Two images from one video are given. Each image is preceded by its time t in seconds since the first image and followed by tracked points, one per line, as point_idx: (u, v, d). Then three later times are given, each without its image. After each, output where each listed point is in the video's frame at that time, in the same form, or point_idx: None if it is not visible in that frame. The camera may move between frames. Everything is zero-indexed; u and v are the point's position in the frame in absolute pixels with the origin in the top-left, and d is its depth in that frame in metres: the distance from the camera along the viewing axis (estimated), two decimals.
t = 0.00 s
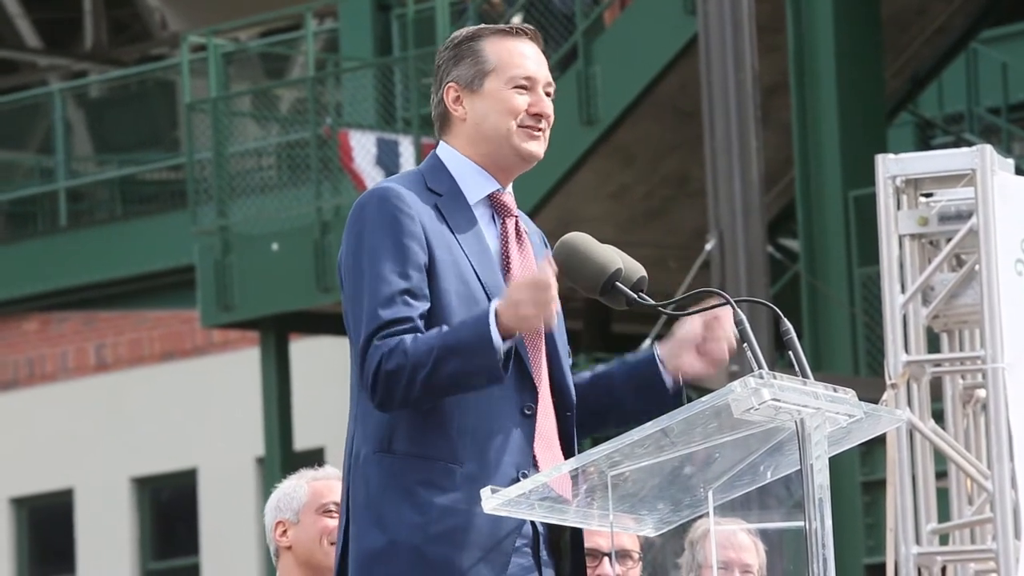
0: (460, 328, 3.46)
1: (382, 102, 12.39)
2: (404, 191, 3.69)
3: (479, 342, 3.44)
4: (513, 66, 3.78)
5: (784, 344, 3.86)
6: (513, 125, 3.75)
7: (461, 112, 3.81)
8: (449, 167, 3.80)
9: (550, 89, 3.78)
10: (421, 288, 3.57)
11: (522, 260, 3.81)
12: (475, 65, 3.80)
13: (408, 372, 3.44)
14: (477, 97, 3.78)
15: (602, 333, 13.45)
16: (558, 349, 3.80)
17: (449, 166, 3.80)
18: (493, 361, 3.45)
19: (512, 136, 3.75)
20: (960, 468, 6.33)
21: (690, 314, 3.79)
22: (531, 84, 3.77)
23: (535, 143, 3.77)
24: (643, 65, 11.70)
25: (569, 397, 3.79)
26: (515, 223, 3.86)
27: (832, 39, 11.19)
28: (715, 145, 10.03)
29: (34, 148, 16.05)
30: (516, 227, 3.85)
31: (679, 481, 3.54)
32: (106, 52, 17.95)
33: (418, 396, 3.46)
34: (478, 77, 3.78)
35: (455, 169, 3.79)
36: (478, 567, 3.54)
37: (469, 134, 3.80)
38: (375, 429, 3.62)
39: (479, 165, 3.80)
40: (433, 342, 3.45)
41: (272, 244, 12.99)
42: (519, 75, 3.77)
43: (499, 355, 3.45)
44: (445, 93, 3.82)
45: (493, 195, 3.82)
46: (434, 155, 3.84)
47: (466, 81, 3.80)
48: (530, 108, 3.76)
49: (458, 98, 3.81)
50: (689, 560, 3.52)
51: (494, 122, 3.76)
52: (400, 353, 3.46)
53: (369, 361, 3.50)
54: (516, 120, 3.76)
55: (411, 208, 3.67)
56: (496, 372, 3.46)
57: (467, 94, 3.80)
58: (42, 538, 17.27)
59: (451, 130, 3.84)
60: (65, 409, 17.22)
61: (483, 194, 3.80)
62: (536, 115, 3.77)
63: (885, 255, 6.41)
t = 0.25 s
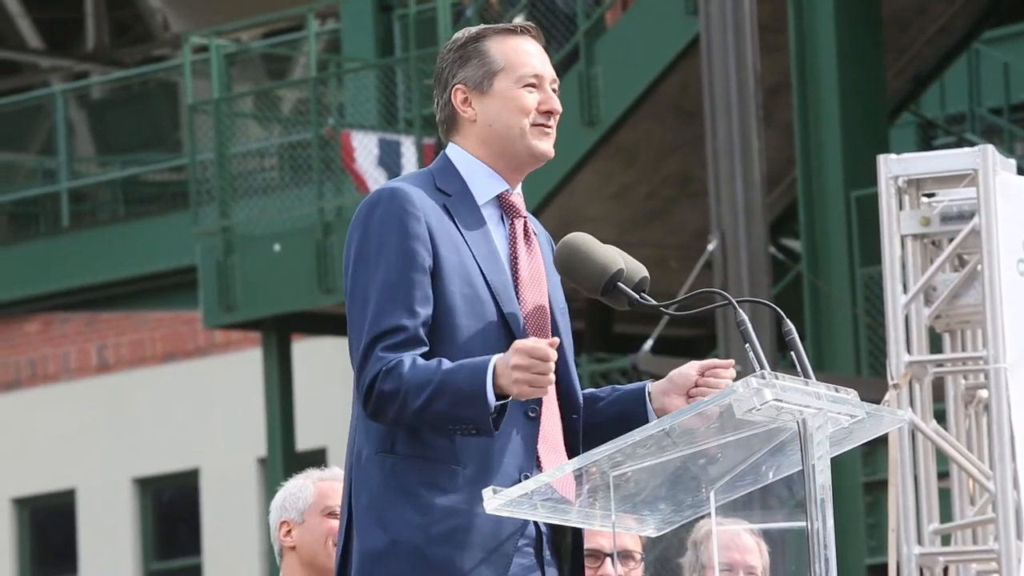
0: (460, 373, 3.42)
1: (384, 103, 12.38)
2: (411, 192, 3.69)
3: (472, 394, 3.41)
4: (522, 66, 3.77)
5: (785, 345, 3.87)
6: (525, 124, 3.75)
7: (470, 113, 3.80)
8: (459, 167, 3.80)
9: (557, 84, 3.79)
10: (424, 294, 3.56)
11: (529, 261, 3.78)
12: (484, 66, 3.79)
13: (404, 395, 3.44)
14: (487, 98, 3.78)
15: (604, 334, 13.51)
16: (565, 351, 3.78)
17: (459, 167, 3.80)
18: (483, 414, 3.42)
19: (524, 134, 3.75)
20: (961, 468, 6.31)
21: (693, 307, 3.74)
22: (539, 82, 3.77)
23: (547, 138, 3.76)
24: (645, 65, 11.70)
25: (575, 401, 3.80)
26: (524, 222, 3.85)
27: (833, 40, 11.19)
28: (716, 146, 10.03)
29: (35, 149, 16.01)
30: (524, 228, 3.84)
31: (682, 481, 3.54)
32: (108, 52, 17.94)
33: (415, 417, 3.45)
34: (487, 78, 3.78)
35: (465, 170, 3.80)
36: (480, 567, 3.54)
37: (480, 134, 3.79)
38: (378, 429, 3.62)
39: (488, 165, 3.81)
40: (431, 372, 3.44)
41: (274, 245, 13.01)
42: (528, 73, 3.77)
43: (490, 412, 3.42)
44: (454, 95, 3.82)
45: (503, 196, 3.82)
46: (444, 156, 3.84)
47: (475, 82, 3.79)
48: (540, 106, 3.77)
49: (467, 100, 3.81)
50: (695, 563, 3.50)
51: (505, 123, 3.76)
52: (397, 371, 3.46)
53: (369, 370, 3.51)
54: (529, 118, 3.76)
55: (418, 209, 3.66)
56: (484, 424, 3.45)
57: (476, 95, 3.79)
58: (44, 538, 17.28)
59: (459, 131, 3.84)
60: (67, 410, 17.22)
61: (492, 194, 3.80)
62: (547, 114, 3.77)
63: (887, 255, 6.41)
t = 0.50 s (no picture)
0: (455, 386, 3.41)
1: (381, 100, 12.37)
2: (410, 189, 3.68)
3: (464, 409, 3.40)
4: (522, 65, 3.77)
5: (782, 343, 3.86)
6: (525, 123, 3.75)
7: (469, 112, 3.80)
8: (456, 164, 3.80)
9: (554, 82, 3.79)
10: (420, 292, 3.55)
11: (528, 257, 3.79)
12: (482, 64, 3.79)
13: (393, 397, 3.44)
14: (486, 96, 3.77)
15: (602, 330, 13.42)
16: (563, 347, 3.78)
17: (456, 164, 3.80)
18: (471, 432, 3.42)
19: (524, 133, 3.76)
20: (958, 464, 6.31)
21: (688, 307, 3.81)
22: (537, 79, 3.78)
23: (544, 137, 3.77)
24: (643, 62, 11.69)
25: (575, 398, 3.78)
26: (522, 218, 3.85)
27: (830, 37, 11.19)
28: (714, 142, 10.02)
29: (33, 147, 16.08)
30: (522, 224, 3.84)
31: (680, 479, 3.54)
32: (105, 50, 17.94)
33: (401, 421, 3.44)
34: (487, 77, 3.77)
35: (462, 167, 3.80)
36: (478, 565, 3.54)
37: (480, 133, 3.79)
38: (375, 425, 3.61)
39: (486, 162, 3.81)
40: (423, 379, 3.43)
41: (271, 242, 12.99)
42: (527, 71, 3.77)
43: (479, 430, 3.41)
44: (452, 94, 3.81)
45: (500, 192, 3.83)
46: (441, 152, 3.84)
47: (474, 81, 3.78)
48: (539, 103, 3.77)
49: (466, 99, 3.80)
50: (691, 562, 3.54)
51: (505, 122, 3.76)
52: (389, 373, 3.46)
53: (359, 366, 3.51)
54: (529, 117, 3.76)
55: (417, 205, 3.65)
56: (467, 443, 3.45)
57: (475, 94, 3.78)
58: (42, 536, 17.28)
59: (458, 129, 3.83)
60: (65, 408, 17.22)
61: (490, 191, 3.81)
62: (546, 111, 3.78)
63: (884, 252, 6.41)
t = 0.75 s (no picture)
0: (437, 456, 3.41)
1: (381, 103, 12.38)
2: (410, 197, 3.67)
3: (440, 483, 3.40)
4: (524, 72, 3.75)
5: (781, 347, 3.86)
6: (529, 130, 3.73)
7: (473, 119, 3.78)
8: (459, 169, 3.80)
9: (557, 87, 3.77)
10: (415, 304, 3.56)
11: (530, 261, 3.78)
12: (485, 71, 3.77)
13: (369, 420, 3.46)
14: (489, 103, 3.75)
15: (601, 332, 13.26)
16: (565, 354, 3.77)
17: (459, 169, 3.80)
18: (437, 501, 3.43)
19: (528, 140, 3.74)
20: (958, 469, 6.33)
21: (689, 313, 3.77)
22: (540, 84, 3.75)
23: (548, 142, 3.75)
24: (643, 65, 11.69)
25: (576, 404, 3.76)
26: (524, 223, 3.84)
27: (830, 40, 11.19)
28: (715, 145, 10.02)
29: (34, 150, 15.99)
30: (525, 229, 3.83)
31: (678, 483, 3.53)
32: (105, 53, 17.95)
33: (372, 445, 3.46)
34: (489, 84, 3.75)
35: (465, 172, 3.79)
36: (476, 570, 3.53)
37: (483, 140, 3.78)
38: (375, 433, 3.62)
39: (490, 168, 3.80)
40: (400, 413, 3.45)
41: (271, 246, 13.01)
42: (529, 77, 3.75)
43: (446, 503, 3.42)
44: (455, 100, 3.80)
45: (503, 198, 3.82)
46: (445, 157, 3.84)
47: (477, 88, 3.76)
48: (542, 109, 3.74)
49: (469, 106, 3.78)
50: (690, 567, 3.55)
51: (508, 130, 3.74)
52: (371, 394, 3.48)
53: (350, 377, 3.53)
54: (532, 124, 3.74)
55: (417, 214, 3.65)
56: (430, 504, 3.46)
57: (478, 101, 3.77)
58: (42, 539, 17.27)
59: (461, 135, 3.82)
60: (64, 411, 17.21)
61: (494, 197, 3.80)
62: (549, 117, 3.75)
63: (883, 256, 6.41)
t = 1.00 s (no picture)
0: (439, 458, 3.40)
1: (384, 105, 12.41)
2: (411, 200, 3.68)
3: (443, 486, 3.40)
4: (523, 75, 3.75)
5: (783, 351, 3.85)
6: (525, 133, 3.73)
7: (471, 123, 3.78)
8: (458, 172, 3.80)
9: (556, 90, 3.77)
10: (416, 306, 3.55)
11: (530, 265, 3.78)
12: (483, 75, 3.77)
13: (371, 423, 3.46)
14: (487, 107, 3.76)
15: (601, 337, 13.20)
16: (565, 356, 3.76)
17: (459, 172, 3.80)
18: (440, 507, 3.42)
19: (525, 143, 3.74)
20: (961, 472, 6.32)
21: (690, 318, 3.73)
22: (538, 88, 3.75)
23: (546, 145, 3.75)
24: (645, 68, 11.68)
25: (577, 407, 3.76)
26: (525, 226, 3.85)
27: (832, 43, 11.18)
28: (717, 146, 10.02)
29: (35, 152, 16.00)
30: (525, 233, 3.84)
31: (680, 485, 3.53)
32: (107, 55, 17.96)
33: (373, 448, 3.46)
34: (487, 88, 3.75)
35: (465, 175, 3.80)
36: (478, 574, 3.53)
37: (482, 143, 3.78)
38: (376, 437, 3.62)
39: (489, 171, 3.81)
40: (403, 415, 3.44)
41: (273, 248, 12.99)
42: (528, 82, 3.75)
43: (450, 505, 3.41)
44: (453, 104, 3.80)
45: (503, 201, 3.82)
46: (445, 161, 3.84)
47: (474, 92, 3.76)
48: (540, 112, 3.74)
49: (467, 110, 3.78)
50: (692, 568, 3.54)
51: (506, 133, 3.74)
52: (373, 397, 3.48)
53: (350, 382, 3.53)
54: (530, 127, 3.73)
55: (417, 217, 3.65)
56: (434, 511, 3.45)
57: (476, 105, 3.77)
58: (44, 540, 17.29)
59: (460, 138, 3.82)
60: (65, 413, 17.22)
61: (494, 200, 3.80)
62: (548, 120, 3.74)
63: (886, 260, 6.40)
